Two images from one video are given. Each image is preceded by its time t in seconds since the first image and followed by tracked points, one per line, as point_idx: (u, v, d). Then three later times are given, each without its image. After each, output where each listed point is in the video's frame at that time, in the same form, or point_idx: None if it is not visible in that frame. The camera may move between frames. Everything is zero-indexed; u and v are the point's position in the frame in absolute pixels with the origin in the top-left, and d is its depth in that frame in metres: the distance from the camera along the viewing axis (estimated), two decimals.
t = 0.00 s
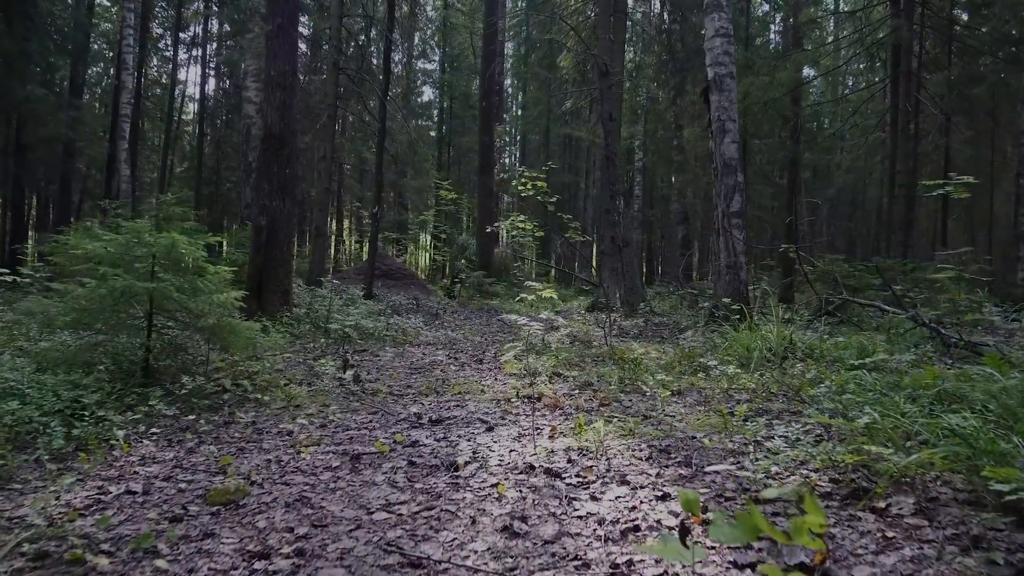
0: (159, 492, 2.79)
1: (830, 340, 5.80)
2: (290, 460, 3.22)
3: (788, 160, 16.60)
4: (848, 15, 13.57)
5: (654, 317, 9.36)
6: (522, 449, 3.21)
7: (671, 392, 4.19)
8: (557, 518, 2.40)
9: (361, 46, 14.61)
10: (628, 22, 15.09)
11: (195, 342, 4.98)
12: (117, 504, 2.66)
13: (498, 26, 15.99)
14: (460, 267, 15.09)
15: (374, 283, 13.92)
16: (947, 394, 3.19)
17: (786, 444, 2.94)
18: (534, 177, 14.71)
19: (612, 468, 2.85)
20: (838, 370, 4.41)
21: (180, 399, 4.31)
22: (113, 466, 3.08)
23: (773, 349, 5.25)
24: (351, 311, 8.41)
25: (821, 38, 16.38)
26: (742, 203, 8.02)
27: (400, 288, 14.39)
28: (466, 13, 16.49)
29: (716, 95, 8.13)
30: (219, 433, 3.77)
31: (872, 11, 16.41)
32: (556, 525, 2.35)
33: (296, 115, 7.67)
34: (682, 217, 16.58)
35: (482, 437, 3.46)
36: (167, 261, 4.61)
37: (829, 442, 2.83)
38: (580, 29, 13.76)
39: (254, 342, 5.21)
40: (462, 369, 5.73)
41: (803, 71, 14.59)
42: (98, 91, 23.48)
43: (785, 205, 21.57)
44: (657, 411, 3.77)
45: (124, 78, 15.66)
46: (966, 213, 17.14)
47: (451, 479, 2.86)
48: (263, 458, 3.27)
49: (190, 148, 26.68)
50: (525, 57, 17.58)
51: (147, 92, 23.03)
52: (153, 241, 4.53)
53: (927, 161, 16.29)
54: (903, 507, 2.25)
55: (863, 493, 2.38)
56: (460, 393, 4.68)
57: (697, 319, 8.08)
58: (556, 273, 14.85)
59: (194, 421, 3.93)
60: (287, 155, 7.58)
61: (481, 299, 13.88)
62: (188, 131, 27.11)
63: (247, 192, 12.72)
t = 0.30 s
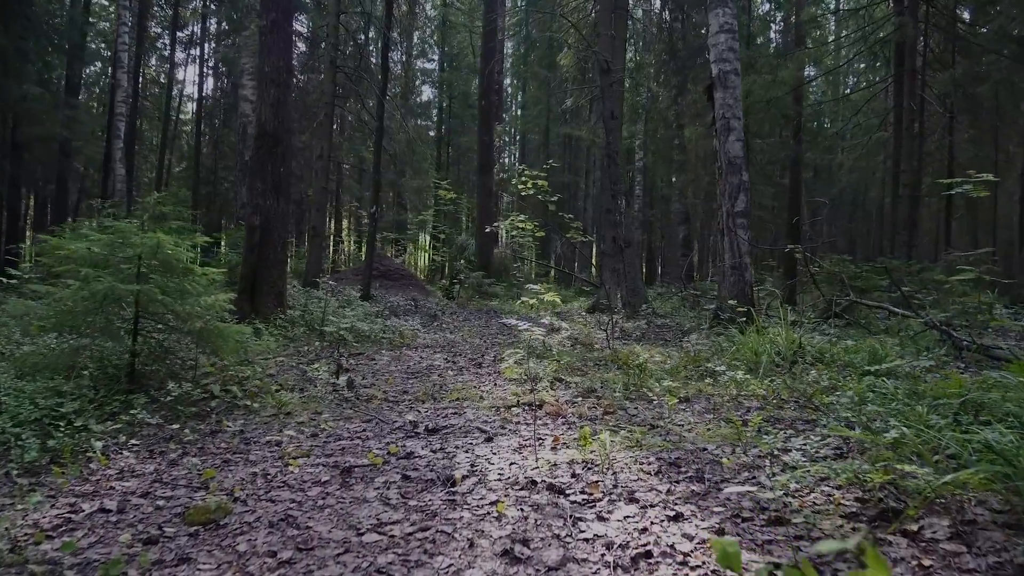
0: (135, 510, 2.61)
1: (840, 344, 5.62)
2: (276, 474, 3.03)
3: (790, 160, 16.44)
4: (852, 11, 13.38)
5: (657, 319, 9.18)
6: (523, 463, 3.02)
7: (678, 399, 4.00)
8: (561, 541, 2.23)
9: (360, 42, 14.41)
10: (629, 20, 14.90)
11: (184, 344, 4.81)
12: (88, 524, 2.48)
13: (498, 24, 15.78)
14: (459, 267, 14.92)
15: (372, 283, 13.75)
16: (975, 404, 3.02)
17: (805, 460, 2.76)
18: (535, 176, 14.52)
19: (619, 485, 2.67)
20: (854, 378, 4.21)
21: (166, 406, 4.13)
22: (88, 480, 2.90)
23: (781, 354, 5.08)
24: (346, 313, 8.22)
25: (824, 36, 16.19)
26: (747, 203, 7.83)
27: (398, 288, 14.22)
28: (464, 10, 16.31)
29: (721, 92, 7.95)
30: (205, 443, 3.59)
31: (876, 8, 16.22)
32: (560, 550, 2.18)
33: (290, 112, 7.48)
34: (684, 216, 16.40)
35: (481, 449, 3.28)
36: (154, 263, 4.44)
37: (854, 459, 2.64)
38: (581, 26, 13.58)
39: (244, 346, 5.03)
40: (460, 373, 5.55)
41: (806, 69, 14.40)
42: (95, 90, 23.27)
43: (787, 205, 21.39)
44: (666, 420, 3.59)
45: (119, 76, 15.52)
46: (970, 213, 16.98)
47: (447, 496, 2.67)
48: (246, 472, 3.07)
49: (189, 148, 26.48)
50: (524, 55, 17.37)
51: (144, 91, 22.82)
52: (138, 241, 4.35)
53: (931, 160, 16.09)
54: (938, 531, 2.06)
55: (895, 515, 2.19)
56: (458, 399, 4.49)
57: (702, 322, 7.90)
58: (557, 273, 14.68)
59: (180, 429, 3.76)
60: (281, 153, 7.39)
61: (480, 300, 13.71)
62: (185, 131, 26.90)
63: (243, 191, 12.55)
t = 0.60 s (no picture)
0: (108, 528, 2.43)
1: (850, 347, 5.46)
2: (263, 486, 2.86)
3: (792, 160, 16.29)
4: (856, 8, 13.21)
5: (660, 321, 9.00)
6: (525, 474, 2.84)
7: (687, 406, 3.83)
8: (567, 563, 2.05)
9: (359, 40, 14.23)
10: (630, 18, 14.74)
11: (173, 346, 4.63)
12: (57, 543, 2.31)
13: (497, 23, 15.60)
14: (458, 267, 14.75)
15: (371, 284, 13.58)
16: (1006, 412, 2.84)
17: (828, 473, 2.58)
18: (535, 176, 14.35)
19: (630, 500, 2.49)
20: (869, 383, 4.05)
21: (151, 412, 3.95)
22: (62, 494, 2.72)
23: (791, 358, 4.91)
24: (342, 315, 8.04)
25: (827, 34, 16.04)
26: (753, 201, 7.66)
27: (397, 288, 14.05)
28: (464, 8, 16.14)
29: (726, 89, 7.78)
30: (191, 451, 3.42)
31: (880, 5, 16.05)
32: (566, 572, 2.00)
33: (285, 108, 7.30)
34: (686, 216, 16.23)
35: (481, 459, 3.10)
36: (140, 263, 4.26)
37: (880, 472, 2.47)
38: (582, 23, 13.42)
39: (235, 348, 4.85)
40: (459, 377, 5.37)
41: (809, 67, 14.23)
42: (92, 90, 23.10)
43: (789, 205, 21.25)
44: (675, 429, 3.42)
45: (115, 74, 15.30)
46: (973, 213, 16.84)
47: (445, 512, 2.49)
48: (230, 485, 2.89)
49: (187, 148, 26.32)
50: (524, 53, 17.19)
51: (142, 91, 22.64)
52: (124, 240, 4.18)
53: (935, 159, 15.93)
54: (978, 553, 1.88)
55: (930, 535, 2.01)
56: (457, 404, 4.31)
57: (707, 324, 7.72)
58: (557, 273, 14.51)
59: (165, 437, 3.58)
60: (276, 150, 7.22)
61: (480, 300, 13.54)
62: (183, 131, 26.71)
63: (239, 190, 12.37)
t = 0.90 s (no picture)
0: (78, 545, 2.26)
1: (861, 348, 5.29)
2: (249, 498, 2.68)
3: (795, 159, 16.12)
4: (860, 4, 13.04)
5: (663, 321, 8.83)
6: (529, 486, 2.67)
7: (697, 411, 3.65)
8: None
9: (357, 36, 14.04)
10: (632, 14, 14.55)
11: (161, 348, 4.44)
12: (22, 563, 2.14)
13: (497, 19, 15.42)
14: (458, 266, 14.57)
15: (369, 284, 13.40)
16: None
17: (856, 485, 2.40)
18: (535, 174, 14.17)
19: (644, 515, 2.31)
20: (886, 386, 3.88)
21: (136, 417, 3.77)
22: (34, 507, 2.54)
23: (801, 360, 4.74)
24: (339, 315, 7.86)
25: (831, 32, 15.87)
26: (759, 199, 7.49)
27: (396, 288, 13.86)
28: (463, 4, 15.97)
29: (731, 84, 7.61)
30: (176, 459, 3.24)
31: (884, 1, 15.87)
32: None
33: (280, 102, 7.12)
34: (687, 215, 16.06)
35: (482, 468, 2.92)
36: (126, 261, 4.07)
37: (912, 486, 2.29)
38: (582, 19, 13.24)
39: (226, 350, 4.66)
40: (458, 379, 5.19)
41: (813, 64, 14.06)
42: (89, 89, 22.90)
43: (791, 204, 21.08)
44: (686, 435, 3.24)
45: (111, 72, 14.98)
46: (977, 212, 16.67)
47: (443, 528, 2.31)
48: (215, 497, 2.71)
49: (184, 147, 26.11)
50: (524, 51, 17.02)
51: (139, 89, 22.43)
52: (109, 238, 3.99)
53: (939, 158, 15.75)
54: None
55: (976, 556, 1.83)
56: (456, 409, 4.13)
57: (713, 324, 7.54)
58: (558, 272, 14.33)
59: (150, 444, 3.39)
60: (270, 146, 7.04)
61: (480, 300, 13.36)
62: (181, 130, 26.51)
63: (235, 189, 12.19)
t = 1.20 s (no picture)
0: (45, 568, 2.09)
1: (873, 351, 5.13)
2: (234, 514, 2.50)
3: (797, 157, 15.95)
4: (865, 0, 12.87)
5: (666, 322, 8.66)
6: (534, 500, 2.49)
7: (709, 418, 3.48)
8: None
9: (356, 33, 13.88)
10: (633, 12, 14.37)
11: (149, 350, 4.26)
12: None
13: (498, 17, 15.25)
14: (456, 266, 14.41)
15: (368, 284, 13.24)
16: None
17: (887, 502, 2.22)
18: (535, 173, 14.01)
19: (658, 534, 2.14)
20: (904, 392, 3.71)
21: (119, 424, 3.60)
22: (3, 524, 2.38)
23: (813, 363, 4.57)
24: (335, 315, 7.68)
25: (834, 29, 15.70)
26: (765, 197, 7.32)
27: (394, 288, 13.70)
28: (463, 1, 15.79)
29: (737, 80, 7.44)
30: (159, 469, 3.06)
31: None
32: None
33: (275, 97, 6.94)
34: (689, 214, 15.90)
35: (482, 480, 2.75)
36: (110, 261, 3.89)
37: (948, 503, 2.12)
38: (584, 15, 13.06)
39: (216, 352, 4.48)
40: (458, 383, 5.01)
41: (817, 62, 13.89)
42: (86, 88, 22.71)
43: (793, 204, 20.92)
44: (698, 444, 3.07)
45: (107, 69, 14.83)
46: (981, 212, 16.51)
47: (441, 549, 2.13)
48: (198, 512, 2.53)
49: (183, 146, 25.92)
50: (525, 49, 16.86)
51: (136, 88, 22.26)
52: (92, 237, 3.82)
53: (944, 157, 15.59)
54: None
55: None
56: (455, 414, 3.95)
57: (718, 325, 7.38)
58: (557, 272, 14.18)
59: (133, 453, 3.22)
60: (265, 142, 6.86)
61: (479, 301, 13.20)
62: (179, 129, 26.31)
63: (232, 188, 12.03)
